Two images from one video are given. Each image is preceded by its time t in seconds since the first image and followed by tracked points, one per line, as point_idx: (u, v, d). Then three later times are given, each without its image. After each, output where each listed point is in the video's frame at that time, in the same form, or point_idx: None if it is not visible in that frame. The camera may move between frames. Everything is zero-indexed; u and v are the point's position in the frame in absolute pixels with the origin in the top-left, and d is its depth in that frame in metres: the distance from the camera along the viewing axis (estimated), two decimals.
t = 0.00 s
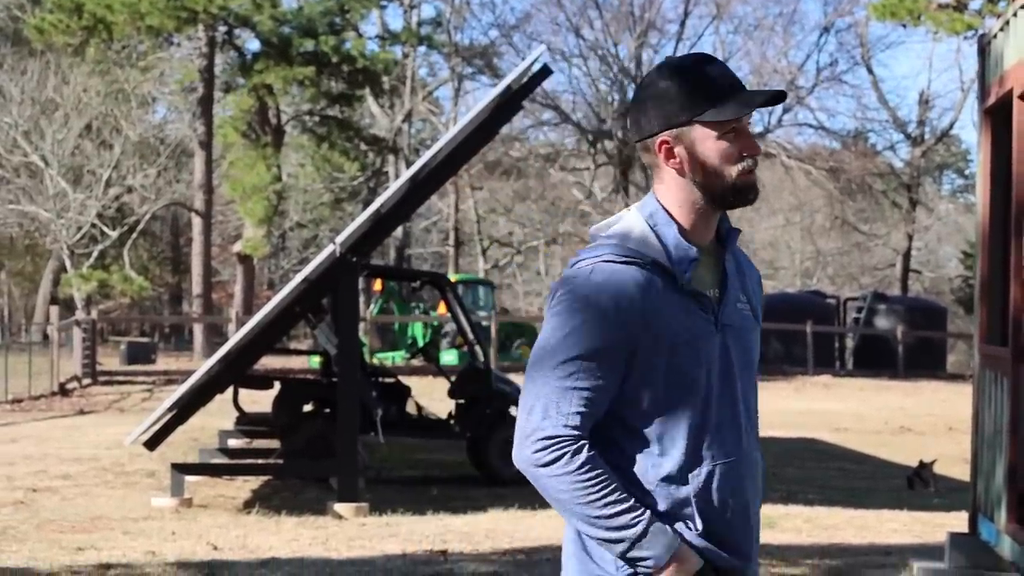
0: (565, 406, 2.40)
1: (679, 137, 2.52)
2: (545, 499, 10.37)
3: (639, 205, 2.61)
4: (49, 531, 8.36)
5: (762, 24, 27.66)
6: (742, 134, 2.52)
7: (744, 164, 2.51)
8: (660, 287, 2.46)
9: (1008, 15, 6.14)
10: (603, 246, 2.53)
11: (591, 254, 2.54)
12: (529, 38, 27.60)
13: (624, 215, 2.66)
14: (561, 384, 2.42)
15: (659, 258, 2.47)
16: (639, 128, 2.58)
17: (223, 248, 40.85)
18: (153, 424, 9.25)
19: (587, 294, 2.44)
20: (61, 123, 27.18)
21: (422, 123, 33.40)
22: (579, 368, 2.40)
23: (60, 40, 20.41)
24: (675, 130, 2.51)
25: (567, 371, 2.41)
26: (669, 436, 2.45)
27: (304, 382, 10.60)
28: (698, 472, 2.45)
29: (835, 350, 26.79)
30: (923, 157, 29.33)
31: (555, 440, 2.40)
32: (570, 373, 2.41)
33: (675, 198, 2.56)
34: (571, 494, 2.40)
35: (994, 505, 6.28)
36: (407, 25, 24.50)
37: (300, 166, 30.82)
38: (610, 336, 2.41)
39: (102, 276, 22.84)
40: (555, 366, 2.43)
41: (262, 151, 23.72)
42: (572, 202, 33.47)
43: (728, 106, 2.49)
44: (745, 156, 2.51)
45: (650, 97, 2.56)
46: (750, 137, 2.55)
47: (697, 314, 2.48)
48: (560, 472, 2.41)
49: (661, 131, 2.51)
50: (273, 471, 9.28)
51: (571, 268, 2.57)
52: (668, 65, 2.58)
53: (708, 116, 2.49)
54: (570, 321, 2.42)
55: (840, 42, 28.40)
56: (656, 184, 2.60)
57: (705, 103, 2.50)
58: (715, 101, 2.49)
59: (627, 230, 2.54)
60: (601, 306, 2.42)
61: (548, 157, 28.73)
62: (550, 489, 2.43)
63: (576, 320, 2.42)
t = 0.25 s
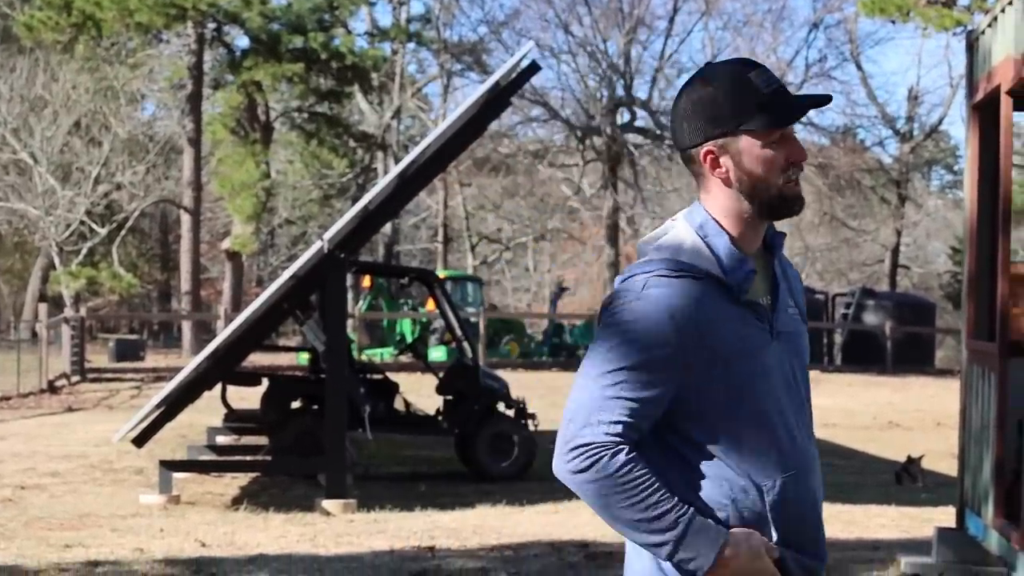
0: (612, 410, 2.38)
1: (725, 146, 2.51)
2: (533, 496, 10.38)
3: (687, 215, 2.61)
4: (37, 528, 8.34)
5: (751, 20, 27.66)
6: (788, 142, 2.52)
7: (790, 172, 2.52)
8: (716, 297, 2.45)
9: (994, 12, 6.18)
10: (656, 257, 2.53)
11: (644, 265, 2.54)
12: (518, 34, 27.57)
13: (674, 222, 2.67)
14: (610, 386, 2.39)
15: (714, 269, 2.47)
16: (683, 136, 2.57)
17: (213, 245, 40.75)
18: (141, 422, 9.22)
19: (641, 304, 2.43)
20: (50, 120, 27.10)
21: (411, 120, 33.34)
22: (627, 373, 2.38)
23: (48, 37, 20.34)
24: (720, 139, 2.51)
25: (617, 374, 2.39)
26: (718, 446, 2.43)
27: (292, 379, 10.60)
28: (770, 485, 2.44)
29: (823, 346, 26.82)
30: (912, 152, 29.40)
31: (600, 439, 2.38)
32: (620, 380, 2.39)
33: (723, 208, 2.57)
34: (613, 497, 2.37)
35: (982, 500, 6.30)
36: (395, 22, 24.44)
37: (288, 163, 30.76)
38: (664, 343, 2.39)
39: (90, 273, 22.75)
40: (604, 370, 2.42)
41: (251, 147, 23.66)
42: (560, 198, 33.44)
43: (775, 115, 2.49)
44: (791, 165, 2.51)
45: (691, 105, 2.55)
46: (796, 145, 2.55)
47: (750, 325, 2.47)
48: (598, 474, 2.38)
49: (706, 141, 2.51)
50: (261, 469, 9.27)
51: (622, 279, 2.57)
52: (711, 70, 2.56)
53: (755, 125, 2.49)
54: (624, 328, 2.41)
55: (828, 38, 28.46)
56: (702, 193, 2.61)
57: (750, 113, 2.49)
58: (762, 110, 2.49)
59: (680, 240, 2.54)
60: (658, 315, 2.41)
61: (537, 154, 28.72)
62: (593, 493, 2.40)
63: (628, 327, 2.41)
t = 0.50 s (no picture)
0: (639, 435, 2.22)
1: (715, 135, 2.36)
2: (459, 490, 10.38)
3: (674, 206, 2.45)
4: None
5: (677, 15, 27.89)
6: (779, 130, 2.38)
7: (781, 159, 2.38)
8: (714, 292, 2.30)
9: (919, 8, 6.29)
10: (644, 253, 2.38)
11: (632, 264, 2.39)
12: (446, 29, 27.59)
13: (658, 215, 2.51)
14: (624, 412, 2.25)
15: (710, 262, 2.32)
16: (667, 124, 2.41)
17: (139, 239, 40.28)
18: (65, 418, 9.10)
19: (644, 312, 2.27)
20: None
21: (339, 114, 33.19)
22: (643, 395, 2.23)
23: None
24: (710, 130, 2.35)
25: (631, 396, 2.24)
26: (743, 450, 2.27)
27: (218, 374, 10.50)
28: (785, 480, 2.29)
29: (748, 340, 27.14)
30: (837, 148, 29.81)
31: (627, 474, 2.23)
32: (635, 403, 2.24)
33: (713, 199, 2.42)
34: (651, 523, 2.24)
35: (905, 492, 6.41)
36: (324, 16, 24.35)
37: (216, 157, 30.51)
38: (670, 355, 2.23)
39: (14, 269, 22.39)
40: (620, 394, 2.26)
41: (178, 142, 23.43)
42: (487, 192, 33.52)
43: (766, 103, 2.34)
44: (781, 154, 2.38)
45: (673, 92, 2.38)
46: (786, 131, 2.41)
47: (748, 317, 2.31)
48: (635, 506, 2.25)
49: (697, 131, 2.35)
50: (186, 464, 9.17)
51: (611, 281, 2.41)
52: (698, 55, 2.40)
53: (746, 114, 2.33)
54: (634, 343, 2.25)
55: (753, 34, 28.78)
56: (688, 183, 2.45)
57: (741, 100, 2.33)
58: (754, 100, 2.33)
59: (669, 232, 2.39)
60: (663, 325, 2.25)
61: (464, 148, 28.79)
62: (631, 523, 2.25)
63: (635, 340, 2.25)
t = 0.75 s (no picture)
0: (660, 439, 2.12)
1: (678, 131, 2.32)
2: (366, 487, 10.37)
3: (637, 200, 2.42)
4: None
5: (585, 12, 28.04)
6: (743, 127, 2.35)
7: (745, 156, 2.35)
8: (684, 290, 2.25)
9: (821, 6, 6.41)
10: (608, 252, 2.35)
11: (597, 262, 2.35)
12: (353, 26, 27.45)
13: (621, 207, 2.48)
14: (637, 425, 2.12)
15: (674, 259, 2.29)
16: (631, 117, 2.36)
17: (42, 237, 39.46)
18: None
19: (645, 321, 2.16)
20: None
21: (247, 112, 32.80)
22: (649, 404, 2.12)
23: None
24: (674, 127, 2.32)
25: (638, 408, 2.12)
26: (720, 445, 2.27)
27: (124, 371, 10.37)
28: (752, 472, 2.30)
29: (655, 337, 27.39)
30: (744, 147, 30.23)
31: (652, 488, 2.12)
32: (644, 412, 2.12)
33: (677, 197, 2.38)
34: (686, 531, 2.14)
35: (810, 490, 6.54)
36: (231, 13, 24.09)
37: (121, 154, 30.01)
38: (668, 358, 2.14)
39: None
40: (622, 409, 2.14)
41: (84, 139, 23.02)
42: (395, 190, 33.45)
43: (733, 100, 2.30)
44: (745, 152, 2.35)
45: (637, 86, 2.33)
46: (751, 126, 2.37)
47: (713, 311, 2.29)
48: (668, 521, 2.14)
49: (657, 127, 2.32)
50: (92, 463, 9.04)
51: (578, 280, 2.37)
52: (665, 47, 2.34)
53: (711, 112, 2.30)
54: (626, 353, 2.15)
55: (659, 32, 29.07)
56: (650, 178, 2.41)
57: (708, 97, 2.29)
58: (721, 98, 2.29)
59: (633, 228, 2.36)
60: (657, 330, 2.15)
61: (371, 146, 28.68)
62: (668, 529, 2.14)
63: (626, 348, 2.15)
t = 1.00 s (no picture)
0: (672, 437, 2.09)
1: (657, 142, 2.28)
2: (275, 486, 10.29)
3: (615, 212, 2.37)
4: None
5: (495, 10, 28.09)
6: (723, 138, 2.31)
7: (725, 167, 2.31)
8: (662, 297, 2.20)
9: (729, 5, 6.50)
10: (588, 263, 2.30)
11: (577, 273, 2.30)
12: (263, 24, 27.18)
13: (600, 218, 2.43)
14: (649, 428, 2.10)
15: (656, 268, 2.23)
16: (610, 126, 2.32)
17: None
18: None
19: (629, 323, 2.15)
20: None
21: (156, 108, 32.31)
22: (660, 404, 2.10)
23: None
24: (654, 137, 2.28)
25: (650, 408, 2.09)
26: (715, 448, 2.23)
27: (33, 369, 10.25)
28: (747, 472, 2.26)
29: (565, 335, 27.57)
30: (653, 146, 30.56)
31: (680, 489, 2.08)
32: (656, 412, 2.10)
33: (657, 207, 2.33)
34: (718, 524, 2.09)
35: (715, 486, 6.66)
36: (140, 9, 23.71)
37: (26, 151, 29.42)
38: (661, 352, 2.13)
39: None
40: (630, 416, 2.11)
41: None
42: (306, 188, 33.22)
43: (714, 110, 2.26)
44: (725, 163, 2.31)
45: (617, 96, 2.29)
46: (731, 137, 2.33)
47: (695, 316, 2.26)
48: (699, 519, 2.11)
49: (639, 139, 2.28)
50: None
51: (559, 292, 2.32)
52: (645, 58, 2.30)
53: (693, 122, 2.25)
54: (624, 362, 2.12)
55: (569, 31, 29.24)
56: (629, 190, 2.37)
57: (688, 107, 2.25)
58: (703, 108, 2.25)
59: (612, 237, 2.31)
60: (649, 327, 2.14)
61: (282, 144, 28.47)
62: (701, 520, 2.10)
63: (623, 356, 2.12)
